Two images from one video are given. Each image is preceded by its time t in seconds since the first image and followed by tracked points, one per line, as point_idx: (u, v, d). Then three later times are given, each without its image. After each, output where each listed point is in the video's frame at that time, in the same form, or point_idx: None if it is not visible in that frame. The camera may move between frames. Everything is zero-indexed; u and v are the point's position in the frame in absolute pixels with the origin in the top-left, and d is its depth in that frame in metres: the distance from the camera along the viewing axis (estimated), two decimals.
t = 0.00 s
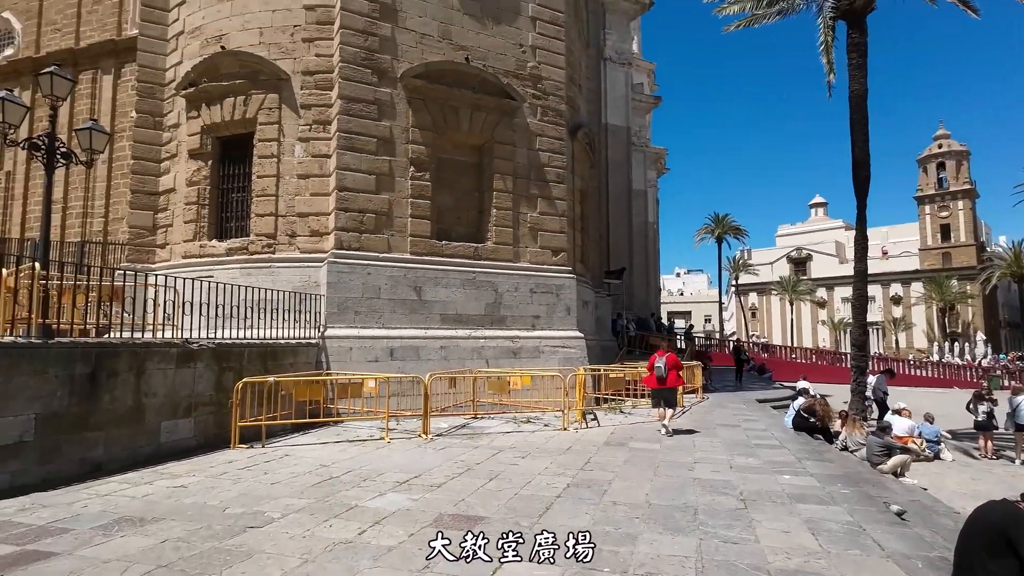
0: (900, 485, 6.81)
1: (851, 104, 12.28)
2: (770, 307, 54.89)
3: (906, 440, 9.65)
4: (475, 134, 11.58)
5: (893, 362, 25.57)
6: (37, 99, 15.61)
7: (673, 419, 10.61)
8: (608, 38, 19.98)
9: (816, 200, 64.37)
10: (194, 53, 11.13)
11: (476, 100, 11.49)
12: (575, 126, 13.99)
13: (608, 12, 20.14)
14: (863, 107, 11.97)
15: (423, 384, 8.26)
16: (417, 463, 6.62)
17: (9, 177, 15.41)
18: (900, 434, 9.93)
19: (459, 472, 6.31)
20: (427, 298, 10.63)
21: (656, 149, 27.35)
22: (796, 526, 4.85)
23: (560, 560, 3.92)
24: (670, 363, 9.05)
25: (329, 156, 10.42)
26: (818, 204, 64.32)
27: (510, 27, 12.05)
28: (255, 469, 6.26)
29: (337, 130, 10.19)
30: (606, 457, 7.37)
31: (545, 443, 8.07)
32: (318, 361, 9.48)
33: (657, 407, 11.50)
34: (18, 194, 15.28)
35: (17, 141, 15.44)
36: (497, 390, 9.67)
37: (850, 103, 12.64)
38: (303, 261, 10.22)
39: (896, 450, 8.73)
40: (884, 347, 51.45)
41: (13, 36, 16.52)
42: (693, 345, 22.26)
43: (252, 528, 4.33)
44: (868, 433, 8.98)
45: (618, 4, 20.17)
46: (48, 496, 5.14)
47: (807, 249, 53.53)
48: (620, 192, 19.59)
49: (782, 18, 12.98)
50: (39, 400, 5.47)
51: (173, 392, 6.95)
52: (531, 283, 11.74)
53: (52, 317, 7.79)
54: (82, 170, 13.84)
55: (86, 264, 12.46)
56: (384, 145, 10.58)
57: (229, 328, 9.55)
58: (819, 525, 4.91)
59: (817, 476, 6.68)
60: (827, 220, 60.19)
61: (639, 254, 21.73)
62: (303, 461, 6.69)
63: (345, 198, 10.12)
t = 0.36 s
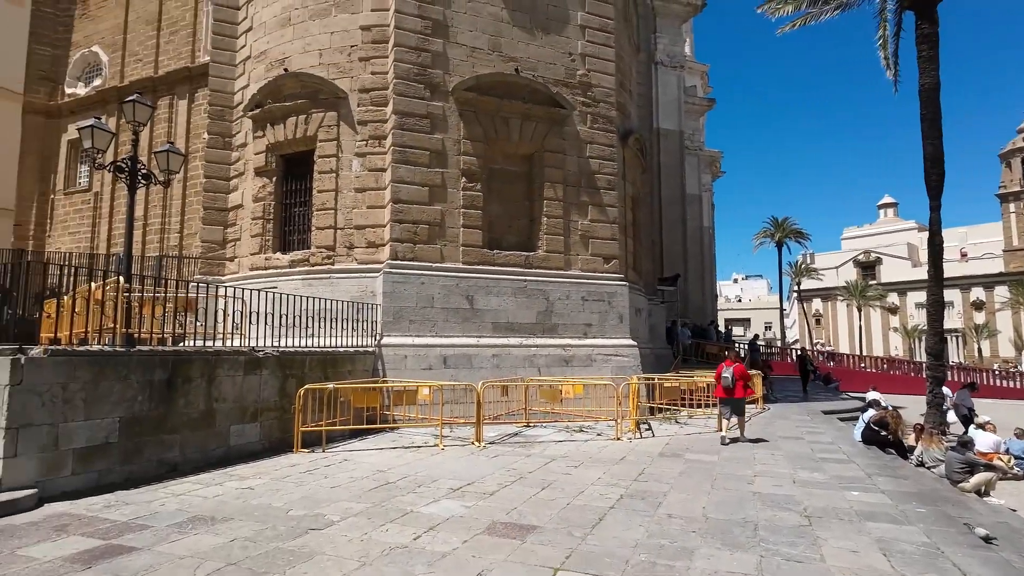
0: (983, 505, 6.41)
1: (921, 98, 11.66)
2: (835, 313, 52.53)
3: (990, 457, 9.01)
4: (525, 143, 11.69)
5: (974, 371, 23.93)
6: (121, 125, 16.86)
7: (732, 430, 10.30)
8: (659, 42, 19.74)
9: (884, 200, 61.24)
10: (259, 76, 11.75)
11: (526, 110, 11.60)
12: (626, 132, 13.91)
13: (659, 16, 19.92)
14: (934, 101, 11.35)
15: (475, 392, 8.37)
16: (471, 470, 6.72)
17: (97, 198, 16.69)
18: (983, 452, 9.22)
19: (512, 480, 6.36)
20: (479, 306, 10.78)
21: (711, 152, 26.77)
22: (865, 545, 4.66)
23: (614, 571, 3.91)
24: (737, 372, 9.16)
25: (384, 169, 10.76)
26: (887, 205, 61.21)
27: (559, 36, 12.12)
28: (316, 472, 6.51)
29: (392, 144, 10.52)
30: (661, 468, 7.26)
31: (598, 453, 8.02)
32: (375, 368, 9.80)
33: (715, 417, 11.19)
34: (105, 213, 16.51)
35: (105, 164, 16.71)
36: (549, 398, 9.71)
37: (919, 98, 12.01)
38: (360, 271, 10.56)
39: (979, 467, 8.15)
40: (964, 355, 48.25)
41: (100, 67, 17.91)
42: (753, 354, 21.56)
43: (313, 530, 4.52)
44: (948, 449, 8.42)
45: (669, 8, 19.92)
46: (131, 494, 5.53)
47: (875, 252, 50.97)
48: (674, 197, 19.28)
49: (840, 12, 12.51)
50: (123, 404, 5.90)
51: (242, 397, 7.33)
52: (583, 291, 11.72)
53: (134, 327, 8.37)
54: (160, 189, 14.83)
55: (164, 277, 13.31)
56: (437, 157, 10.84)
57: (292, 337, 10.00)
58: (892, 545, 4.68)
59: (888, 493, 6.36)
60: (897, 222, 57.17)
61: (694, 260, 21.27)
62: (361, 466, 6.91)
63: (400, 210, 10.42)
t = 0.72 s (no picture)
0: None
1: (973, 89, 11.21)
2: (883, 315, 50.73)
3: None
4: (559, 146, 11.71)
5: None
6: (171, 136, 17.58)
7: (773, 434, 10.08)
8: (694, 40, 19.47)
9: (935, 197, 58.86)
10: (300, 87, 12.11)
11: (560, 113, 11.63)
12: (661, 132, 13.79)
13: (694, 13, 19.67)
14: (987, 92, 10.88)
15: (511, 395, 8.43)
16: (508, 472, 6.77)
17: (149, 207, 17.44)
18: None
19: (548, 482, 6.40)
20: (515, 309, 10.84)
21: (749, 151, 26.26)
22: (915, 555, 4.53)
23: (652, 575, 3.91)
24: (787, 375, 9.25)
25: (420, 175, 10.93)
26: (939, 201, 58.78)
27: (593, 38, 12.11)
28: (357, 472, 6.67)
29: (427, 150, 10.69)
30: (700, 472, 7.19)
31: (635, 456, 7.98)
32: (412, 370, 9.99)
33: (756, 421, 10.97)
34: (156, 221, 17.24)
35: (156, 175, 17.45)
36: (585, 401, 9.72)
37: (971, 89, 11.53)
38: (398, 275, 10.76)
39: None
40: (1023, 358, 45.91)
41: (151, 82, 18.71)
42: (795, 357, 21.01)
43: (355, 527, 4.64)
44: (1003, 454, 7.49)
45: (705, 5, 19.64)
46: (184, 489, 5.79)
47: (926, 251, 49.00)
48: (711, 198, 18.98)
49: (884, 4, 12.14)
50: (175, 404, 6.17)
51: (285, 399, 7.56)
52: (618, 293, 11.66)
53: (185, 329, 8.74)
54: (207, 198, 15.42)
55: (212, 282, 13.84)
56: (472, 161, 10.97)
57: (333, 339, 10.26)
58: (943, 555, 4.53)
59: (939, 502, 6.14)
60: (950, 219, 54.83)
61: (733, 260, 20.87)
62: (400, 466, 7.05)
63: (436, 215, 10.58)
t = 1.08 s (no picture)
0: None
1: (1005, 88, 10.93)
2: (913, 317, 49.64)
3: None
4: (582, 149, 11.74)
5: None
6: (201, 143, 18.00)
7: (802, 439, 9.95)
8: (716, 40, 19.32)
9: (966, 197, 57.47)
10: (327, 94, 12.33)
11: (583, 116, 11.66)
12: (684, 134, 13.74)
13: (717, 13, 19.49)
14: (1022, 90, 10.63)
15: (537, 397, 8.46)
16: (535, 474, 6.82)
17: (179, 212, 17.84)
18: None
19: (576, 484, 6.43)
20: (539, 312, 10.89)
21: (773, 151, 25.97)
22: (951, 560, 4.47)
23: None
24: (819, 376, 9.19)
25: (445, 179, 11.05)
26: (970, 201, 57.36)
27: (616, 41, 12.13)
28: (386, 472, 6.77)
29: (452, 154, 10.81)
30: (728, 475, 7.15)
31: (662, 459, 7.96)
32: (438, 372, 10.10)
33: (784, 425, 10.83)
34: (185, 226, 17.64)
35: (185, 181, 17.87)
36: (610, 403, 9.72)
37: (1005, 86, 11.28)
38: (423, 278, 10.87)
39: None
40: None
41: (181, 90, 19.23)
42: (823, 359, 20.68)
43: (389, 526, 4.73)
44: None
45: (728, 5, 19.50)
46: (221, 487, 5.94)
47: (957, 252, 47.84)
48: (735, 199, 18.82)
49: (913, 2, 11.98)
50: (212, 404, 6.35)
51: (316, 400, 7.70)
52: (642, 296, 11.64)
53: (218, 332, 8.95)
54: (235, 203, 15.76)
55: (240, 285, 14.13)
56: (496, 165, 11.05)
57: (359, 342, 10.41)
58: (982, 561, 4.46)
59: (977, 508, 6.03)
60: (982, 219, 53.46)
61: (757, 262, 20.63)
62: (428, 467, 7.14)
63: (460, 218, 10.69)
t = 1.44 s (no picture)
0: None
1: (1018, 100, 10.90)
2: (927, 330, 49.15)
3: None
4: (595, 164, 11.87)
5: None
6: (218, 158, 18.34)
7: (817, 452, 9.93)
8: (726, 54, 19.43)
9: (980, 207, 57.02)
10: (343, 110, 12.58)
11: (595, 131, 11.80)
12: (695, 148, 13.85)
13: (726, 26, 19.43)
14: None
15: (552, 410, 8.51)
16: (551, 486, 6.87)
17: (195, 226, 18.15)
18: None
19: (593, 497, 6.47)
20: (552, 324, 10.96)
21: (783, 163, 25.98)
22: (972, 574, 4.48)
23: None
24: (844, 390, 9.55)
25: (459, 193, 11.21)
26: (984, 211, 56.93)
27: (628, 57, 12.29)
28: (404, 484, 6.85)
29: (466, 169, 10.98)
30: (744, 488, 7.16)
31: (677, 472, 7.98)
32: (452, 385, 10.19)
33: (798, 438, 10.80)
34: (201, 239, 17.91)
35: (202, 195, 18.21)
36: (624, 416, 9.76)
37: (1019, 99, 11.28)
38: (438, 291, 10.98)
39: None
40: None
41: (198, 107, 19.68)
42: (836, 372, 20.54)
43: (411, 536, 4.81)
44: None
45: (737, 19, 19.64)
46: (244, 498, 6.05)
47: (971, 263, 47.43)
48: (746, 211, 18.88)
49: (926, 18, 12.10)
50: (235, 416, 6.47)
51: (334, 412, 7.81)
52: (655, 308, 11.69)
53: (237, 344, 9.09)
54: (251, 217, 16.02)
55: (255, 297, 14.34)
56: (509, 180, 11.20)
57: (375, 354, 10.53)
58: None
59: (997, 522, 6.01)
60: (996, 230, 53.00)
61: (769, 274, 20.58)
62: (445, 479, 7.21)
63: (474, 232, 10.83)
